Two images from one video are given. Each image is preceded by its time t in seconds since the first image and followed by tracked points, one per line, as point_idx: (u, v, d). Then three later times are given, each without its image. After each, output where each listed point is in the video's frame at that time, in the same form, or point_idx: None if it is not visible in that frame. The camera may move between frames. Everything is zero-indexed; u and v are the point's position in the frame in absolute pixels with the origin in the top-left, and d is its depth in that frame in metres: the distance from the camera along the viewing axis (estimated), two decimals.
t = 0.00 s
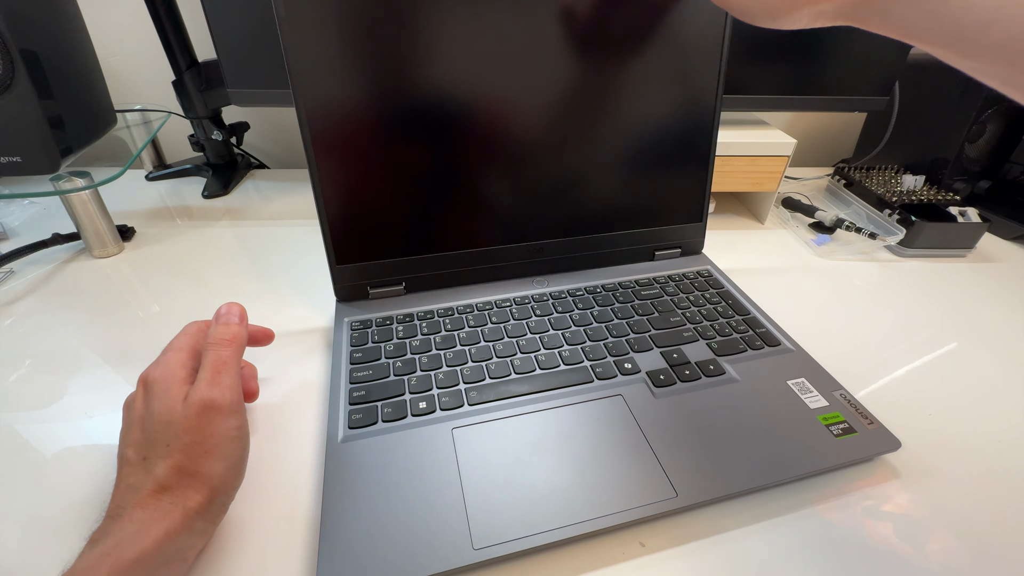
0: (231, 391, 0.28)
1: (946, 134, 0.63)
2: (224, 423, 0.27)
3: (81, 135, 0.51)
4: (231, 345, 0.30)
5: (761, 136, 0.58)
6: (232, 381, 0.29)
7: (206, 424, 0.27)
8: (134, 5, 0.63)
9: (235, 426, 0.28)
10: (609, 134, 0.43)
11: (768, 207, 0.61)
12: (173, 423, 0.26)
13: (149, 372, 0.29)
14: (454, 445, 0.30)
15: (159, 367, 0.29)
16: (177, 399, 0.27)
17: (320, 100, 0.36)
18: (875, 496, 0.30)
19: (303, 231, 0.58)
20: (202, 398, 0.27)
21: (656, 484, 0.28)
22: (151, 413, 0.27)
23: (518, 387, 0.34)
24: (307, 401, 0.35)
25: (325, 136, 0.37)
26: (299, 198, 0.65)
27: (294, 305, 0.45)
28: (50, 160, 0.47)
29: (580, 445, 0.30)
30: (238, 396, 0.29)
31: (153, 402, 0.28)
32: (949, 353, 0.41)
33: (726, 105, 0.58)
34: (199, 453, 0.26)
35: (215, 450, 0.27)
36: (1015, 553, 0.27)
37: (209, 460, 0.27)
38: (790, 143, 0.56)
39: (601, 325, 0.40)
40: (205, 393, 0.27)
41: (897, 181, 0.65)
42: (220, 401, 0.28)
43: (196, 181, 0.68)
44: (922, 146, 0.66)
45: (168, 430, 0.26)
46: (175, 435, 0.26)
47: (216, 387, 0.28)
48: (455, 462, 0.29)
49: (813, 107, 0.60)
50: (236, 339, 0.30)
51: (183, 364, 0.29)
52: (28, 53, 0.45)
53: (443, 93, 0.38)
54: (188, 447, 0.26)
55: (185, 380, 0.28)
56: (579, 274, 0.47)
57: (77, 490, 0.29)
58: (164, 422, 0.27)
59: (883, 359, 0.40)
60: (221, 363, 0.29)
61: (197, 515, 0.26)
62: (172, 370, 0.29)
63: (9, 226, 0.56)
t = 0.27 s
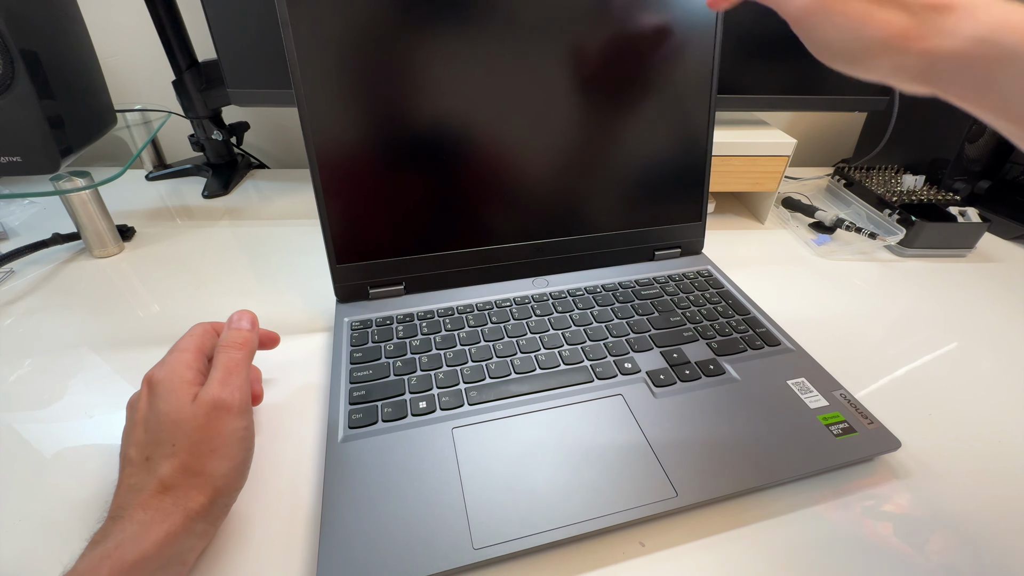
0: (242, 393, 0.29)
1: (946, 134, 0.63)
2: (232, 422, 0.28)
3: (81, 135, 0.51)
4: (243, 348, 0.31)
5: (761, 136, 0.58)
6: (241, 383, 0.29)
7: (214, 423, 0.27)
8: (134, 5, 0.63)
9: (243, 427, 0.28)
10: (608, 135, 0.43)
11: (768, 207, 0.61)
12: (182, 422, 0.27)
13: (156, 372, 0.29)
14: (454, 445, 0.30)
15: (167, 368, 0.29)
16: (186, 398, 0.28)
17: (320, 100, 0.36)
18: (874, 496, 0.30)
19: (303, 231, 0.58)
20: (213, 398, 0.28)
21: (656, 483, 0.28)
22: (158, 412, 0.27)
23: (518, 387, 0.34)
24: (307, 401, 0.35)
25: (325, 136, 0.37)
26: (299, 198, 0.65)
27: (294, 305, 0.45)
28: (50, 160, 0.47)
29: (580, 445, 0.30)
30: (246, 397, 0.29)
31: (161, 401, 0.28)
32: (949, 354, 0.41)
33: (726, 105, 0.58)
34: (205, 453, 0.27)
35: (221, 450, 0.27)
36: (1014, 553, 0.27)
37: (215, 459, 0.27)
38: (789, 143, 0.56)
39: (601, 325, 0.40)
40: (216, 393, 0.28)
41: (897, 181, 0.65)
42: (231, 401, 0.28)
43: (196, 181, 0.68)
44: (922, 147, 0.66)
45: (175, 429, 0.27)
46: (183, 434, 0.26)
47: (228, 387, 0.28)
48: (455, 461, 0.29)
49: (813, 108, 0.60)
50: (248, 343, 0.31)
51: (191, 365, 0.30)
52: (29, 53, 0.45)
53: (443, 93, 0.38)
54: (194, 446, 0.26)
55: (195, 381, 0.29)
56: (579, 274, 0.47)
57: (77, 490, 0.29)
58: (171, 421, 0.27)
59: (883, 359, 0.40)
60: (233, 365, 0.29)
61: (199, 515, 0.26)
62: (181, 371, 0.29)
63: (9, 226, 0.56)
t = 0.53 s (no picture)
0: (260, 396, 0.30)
1: (946, 134, 0.62)
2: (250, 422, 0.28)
3: (81, 135, 0.51)
4: (266, 356, 0.32)
5: (762, 136, 0.58)
6: (262, 387, 0.30)
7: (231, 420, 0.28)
8: (134, 5, 0.63)
9: (257, 429, 0.29)
10: (608, 135, 0.43)
11: (768, 207, 0.61)
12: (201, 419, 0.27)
13: (172, 371, 0.30)
14: (454, 445, 0.30)
15: (183, 368, 0.30)
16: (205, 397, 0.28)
17: (320, 100, 0.36)
18: (874, 496, 0.30)
19: (303, 230, 0.58)
20: (234, 399, 0.28)
21: (656, 483, 0.29)
22: (174, 408, 0.28)
23: (518, 387, 0.34)
24: (307, 402, 0.35)
25: (325, 137, 0.37)
26: (299, 198, 0.65)
27: (294, 305, 0.45)
28: (50, 160, 0.47)
29: (580, 445, 0.30)
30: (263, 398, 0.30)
31: (177, 399, 0.28)
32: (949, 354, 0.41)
33: (726, 105, 0.58)
34: (218, 452, 0.27)
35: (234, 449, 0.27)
36: (1015, 553, 0.27)
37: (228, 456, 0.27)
38: (790, 143, 0.56)
39: (601, 325, 0.40)
40: (237, 394, 0.29)
41: (898, 181, 0.65)
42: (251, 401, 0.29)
43: (196, 181, 0.68)
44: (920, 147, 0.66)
45: (190, 426, 0.27)
46: (198, 432, 0.27)
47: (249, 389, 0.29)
48: (455, 462, 0.29)
49: (813, 107, 0.60)
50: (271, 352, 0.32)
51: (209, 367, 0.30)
52: (29, 53, 0.45)
53: (443, 94, 0.38)
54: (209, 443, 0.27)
55: (215, 382, 0.29)
56: (579, 274, 0.47)
57: (78, 490, 0.29)
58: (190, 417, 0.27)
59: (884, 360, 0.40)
60: (256, 370, 0.31)
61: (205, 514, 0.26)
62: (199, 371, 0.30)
63: (9, 225, 0.56)
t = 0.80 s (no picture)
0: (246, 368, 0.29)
1: (946, 133, 0.62)
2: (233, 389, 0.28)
3: (81, 135, 0.51)
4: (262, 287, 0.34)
5: (761, 136, 0.58)
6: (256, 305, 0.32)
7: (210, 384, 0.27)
8: (134, 5, 0.63)
9: (252, 330, 0.30)
10: (608, 135, 0.43)
11: (768, 207, 0.61)
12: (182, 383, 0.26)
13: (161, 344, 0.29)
14: (454, 445, 0.30)
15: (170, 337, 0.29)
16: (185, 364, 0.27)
17: (320, 99, 0.36)
18: (875, 496, 0.30)
19: (303, 230, 0.58)
20: (228, 309, 0.30)
21: (656, 483, 0.29)
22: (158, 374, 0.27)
23: (518, 386, 0.34)
24: (307, 402, 0.35)
25: (325, 136, 0.37)
26: (299, 198, 0.66)
27: (294, 305, 0.45)
28: (50, 160, 0.47)
29: (580, 445, 0.30)
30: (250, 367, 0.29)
31: (164, 367, 0.28)
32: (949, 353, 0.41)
33: (726, 105, 0.58)
34: (217, 346, 0.28)
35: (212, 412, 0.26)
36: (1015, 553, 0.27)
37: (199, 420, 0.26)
38: (789, 143, 0.56)
39: (601, 325, 0.40)
40: (230, 305, 0.31)
41: (898, 181, 0.65)
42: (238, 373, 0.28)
43: (196, 180, 0.68)
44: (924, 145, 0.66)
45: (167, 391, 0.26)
46: (196, 337, 0.28)
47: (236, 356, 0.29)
48: (455, 461, 0.29)
49: (813, 107, 0.60)
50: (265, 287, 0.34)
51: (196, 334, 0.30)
52: (29, 53, 0.45)
53: (443, 94, 0.38)
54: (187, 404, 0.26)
55: (198, 344, 0.28)
56: (579, 274, 0.47)
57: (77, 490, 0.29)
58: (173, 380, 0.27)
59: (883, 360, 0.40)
60: (249, 289, 0.32)
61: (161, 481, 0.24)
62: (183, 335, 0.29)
63: (9, 225, 0.56)
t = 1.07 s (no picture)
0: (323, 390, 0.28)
1: (946, 133, 0.62)
2: (305, 419, 0.27)
3: (81, 135, 0.51)
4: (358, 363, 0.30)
5: (761, 136, 0.58)
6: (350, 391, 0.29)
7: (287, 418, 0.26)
8: (134, 5, 0.63)
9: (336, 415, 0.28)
10: (608, 135, 0.43)
11: (768, 207, 0.61)
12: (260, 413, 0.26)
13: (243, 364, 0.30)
14: (454, 445, 0.30)
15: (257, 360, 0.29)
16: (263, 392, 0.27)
17: (320, 99, 0.36)
18: (875, 496, 0.30)
19: (303, 230, 0.58)
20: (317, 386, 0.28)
21: (656, 483, 0.28)
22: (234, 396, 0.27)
23: (518, 386, 0.34)
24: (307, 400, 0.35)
25: (326, 136, 0.37)
26: (299, 198, 0.65)
27: (294, 305, 0.45)
28: (50, 160, 0.47)
29: (580, 445, 0.30)
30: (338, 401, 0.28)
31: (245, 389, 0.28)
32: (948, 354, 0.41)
33: (726, 105, 0.58)
34: (291, 421, 0.26)
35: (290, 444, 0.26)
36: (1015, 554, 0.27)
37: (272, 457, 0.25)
38: (789, 143, 0.56)
39: (601, 325, 0.40)
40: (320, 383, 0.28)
41: (897, 181, 0.65)
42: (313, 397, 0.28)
43: (196, 180, 0.68)
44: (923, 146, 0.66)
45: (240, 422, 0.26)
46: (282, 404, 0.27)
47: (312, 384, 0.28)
48: (455, 461, 0.29)
49: (813, 107, 0.60)
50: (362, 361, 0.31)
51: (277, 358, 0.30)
52: (29, 54, 0.45)
53: (443, 93, 0.38)
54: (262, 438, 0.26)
55: (246, 412, 0.26)
56: (579, 274, 0.47)
57: (78, 490, 0.29)
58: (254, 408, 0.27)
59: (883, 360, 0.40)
60: (347, 369, 0.29)
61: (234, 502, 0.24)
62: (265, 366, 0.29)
63: (9, 225, 0.56)
